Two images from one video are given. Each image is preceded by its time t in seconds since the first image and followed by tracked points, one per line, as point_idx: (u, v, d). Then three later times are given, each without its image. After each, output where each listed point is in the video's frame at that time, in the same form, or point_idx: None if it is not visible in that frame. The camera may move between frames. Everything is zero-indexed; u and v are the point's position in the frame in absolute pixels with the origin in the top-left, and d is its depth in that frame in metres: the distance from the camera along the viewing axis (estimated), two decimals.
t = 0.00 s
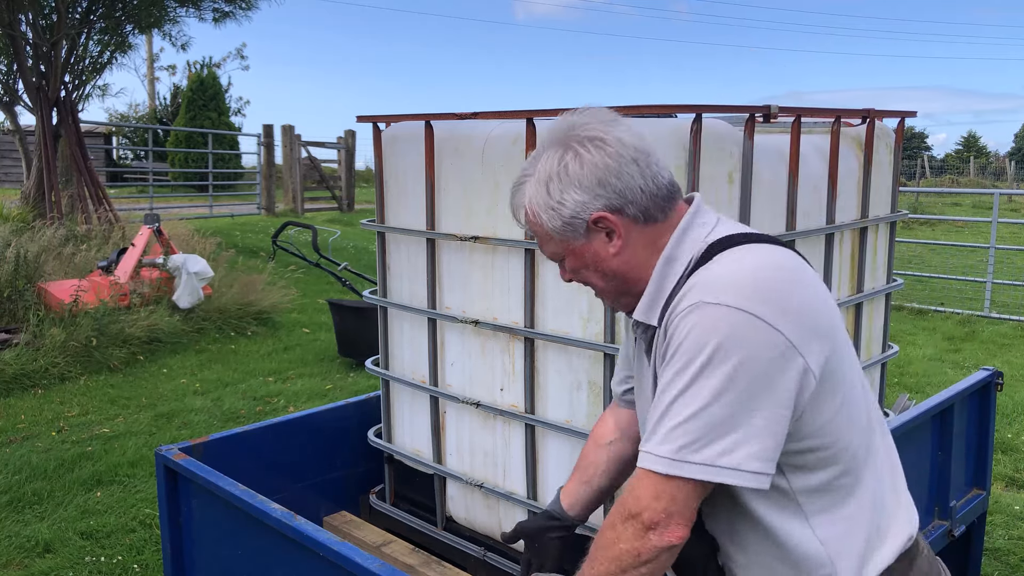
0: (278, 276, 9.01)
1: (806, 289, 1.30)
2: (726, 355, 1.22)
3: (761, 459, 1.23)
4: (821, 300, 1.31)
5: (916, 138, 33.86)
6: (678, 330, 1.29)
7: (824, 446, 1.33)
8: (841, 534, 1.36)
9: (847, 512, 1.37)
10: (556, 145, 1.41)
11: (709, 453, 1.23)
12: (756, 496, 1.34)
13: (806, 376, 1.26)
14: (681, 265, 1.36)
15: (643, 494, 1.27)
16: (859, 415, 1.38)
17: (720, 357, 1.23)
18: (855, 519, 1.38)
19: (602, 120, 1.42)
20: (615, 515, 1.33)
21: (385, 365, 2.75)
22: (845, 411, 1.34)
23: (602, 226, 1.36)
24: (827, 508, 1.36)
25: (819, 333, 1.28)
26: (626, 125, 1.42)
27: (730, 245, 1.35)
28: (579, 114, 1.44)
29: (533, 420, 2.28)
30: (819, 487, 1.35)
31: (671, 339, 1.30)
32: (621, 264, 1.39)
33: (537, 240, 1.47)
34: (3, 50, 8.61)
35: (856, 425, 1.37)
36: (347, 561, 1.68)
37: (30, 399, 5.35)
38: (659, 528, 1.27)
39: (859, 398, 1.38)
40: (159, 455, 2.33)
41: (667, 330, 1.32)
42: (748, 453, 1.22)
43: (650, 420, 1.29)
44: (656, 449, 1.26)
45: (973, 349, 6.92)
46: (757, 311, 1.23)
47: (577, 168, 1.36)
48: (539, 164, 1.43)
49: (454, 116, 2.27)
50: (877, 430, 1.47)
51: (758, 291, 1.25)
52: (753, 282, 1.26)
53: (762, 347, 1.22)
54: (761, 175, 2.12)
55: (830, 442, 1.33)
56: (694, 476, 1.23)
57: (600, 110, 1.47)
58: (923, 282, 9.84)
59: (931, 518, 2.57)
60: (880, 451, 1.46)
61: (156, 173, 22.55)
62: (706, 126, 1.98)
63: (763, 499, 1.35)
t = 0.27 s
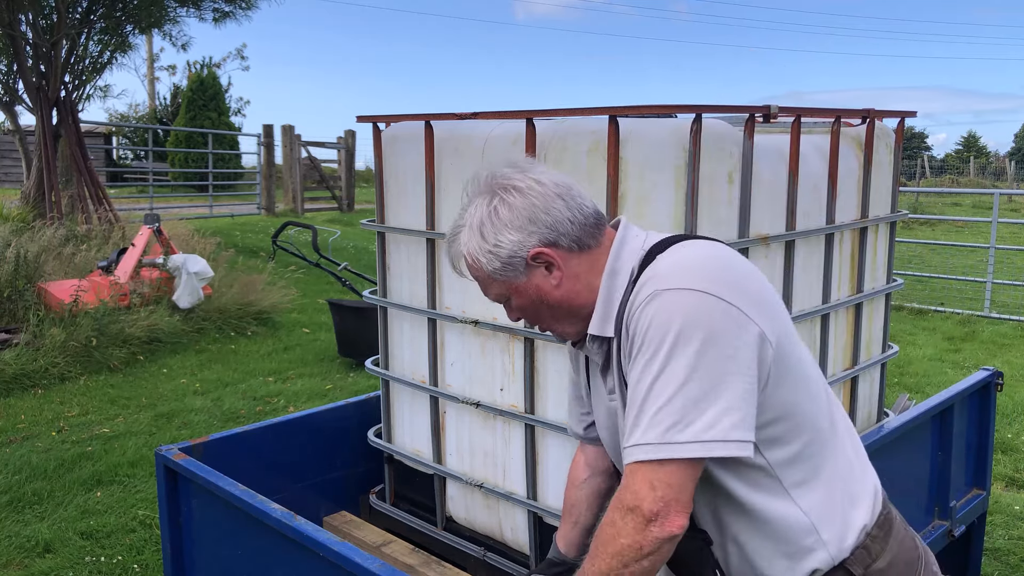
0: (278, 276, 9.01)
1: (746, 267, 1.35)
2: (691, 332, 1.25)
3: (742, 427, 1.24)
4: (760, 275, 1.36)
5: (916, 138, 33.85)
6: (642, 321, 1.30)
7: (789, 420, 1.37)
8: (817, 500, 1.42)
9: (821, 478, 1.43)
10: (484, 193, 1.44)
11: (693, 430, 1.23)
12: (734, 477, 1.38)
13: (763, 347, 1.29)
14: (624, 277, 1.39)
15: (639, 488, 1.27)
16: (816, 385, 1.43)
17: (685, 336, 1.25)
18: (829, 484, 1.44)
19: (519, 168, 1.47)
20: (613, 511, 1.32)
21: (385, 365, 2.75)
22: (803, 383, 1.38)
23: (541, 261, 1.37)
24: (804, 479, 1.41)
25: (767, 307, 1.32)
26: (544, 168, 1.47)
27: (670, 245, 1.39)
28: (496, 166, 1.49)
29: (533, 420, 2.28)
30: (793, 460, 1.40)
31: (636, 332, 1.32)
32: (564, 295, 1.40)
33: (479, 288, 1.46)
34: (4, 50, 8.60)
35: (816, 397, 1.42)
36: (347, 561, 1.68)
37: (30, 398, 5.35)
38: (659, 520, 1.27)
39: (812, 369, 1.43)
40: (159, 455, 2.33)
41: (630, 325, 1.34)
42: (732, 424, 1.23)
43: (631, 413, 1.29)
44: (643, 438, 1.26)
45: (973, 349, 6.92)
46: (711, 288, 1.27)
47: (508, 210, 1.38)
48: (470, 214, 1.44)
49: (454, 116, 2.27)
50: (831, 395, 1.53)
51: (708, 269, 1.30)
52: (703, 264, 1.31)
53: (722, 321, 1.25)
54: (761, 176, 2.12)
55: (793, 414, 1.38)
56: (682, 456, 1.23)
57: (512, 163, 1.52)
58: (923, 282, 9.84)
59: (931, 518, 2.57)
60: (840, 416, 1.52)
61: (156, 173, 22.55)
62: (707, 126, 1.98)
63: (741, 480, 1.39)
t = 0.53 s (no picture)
0: (278, 276, 9.01)
1: (726, 260, 1.37)
2: (676, 324, 1.26)
3: (731, 414, 1.25)
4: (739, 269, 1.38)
5: (916, 138, 33.86)
6: (628, 315, 1.32)
7: (773, 411, 1.38)
8: (804, 489, 1.42)
9: (808, 467, 1.43)
10: (468, 203, 1.46)
11: (683, 418, 1.24)
12: (721, 468, 1.39)
13: (746, 337, 1.31)
14: (608, 276, 1.40)
15: (635, 478, 1.27)
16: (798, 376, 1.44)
17: (671, 328, 1.26)
18: (816, 473, 1.44)
19: (500, 177, 1.49)
20: (609, 503, 1.32)
21: (385, 365, 2.75)
22: (786, 374, 1.40)
23: (527, 266, 1.39)
24: (791, 469, 1.42)
25: (747, 299, 1.34)
26: (524, 176, 1.49)
27: (651, 244, 1.41)
28: (477, 178, 1.51)
29: (533, 420, 2.28)
30: (780, 450, 1.40)
31: (622, 326, 1.33)
32: (551, 299, 1.42)
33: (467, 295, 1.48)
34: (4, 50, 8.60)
35: (799, 388, 1.43)
36: (347, 561, 1.68)
37: (30, 398, 5.35)
38: (656, 508, 1.27)
39: (794, 361, 1.44)
40: (159, 456, 2.33)
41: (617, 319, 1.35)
42: (721, 411, 1.24)
43: (622, 405, 1.30)
44: (636, 428, 1.27)
45: (973, 349, 6.92)
46: (694, 281, 1.29)
47: (492, 218, 1.40)
48: (456, 224, 1.46)
49: (454, 116, 2.27)
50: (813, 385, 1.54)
51: (689, 263, 1.32)
52: (685, 259, 1.33)
53: (707, 313, 1.27)
54: (761, 176, 2.12)
55: (778, 405, 1.38)
56: (674, 443, 1.24)
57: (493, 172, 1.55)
58: (922, 282, 9.84)
59: (931, 518, 2.57)
60: (823, 406, 1.53)
61: (156, 173, 22.55)
62: (707, 126, 1.98)
63: (728, 471, 1.39)
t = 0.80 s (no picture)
0: (278, 276, 9.01)
1: (725, 260, 1.38)
2: (680, 323, 1.26)
3: (734, 411, 1.25)
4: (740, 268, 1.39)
5: (916, 138, 33.81)
6: (631, 313, 1.32)
7: (775, 409, 1.38)
8: (806, 487, 1.42)
9: (809, 464, 1.44)
10: (469, 206, 1.46)
11: (687, 416, 1.24)
12: (722, 464, 1.39)
13: (747, 336, 1.31)
14: (609, 277, 1.40)
15: (639, 475, 1.27)
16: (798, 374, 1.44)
17: (675, 328, 1.27)
18: (818, 470, 1.44)
19: (499, 179, 1.49)
20: (613, 501, 1.32)
21: (385, 365, 2.75)
22: (786, 372, 1.40)
23: (528, 267, 1.39)
24: (793, 466, 1.42)
25: (749, 298, 1.35)
26: (524, 177, 1.49)
27: (651, 245, 1.41)
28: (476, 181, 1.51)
29: (533, 419, 2.28)
30: (782, 448, 1.40)
31: (625, 324, 1.34)
32: (553, 299, 1.42)
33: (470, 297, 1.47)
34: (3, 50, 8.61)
35: (800, 386, 1.43)
36: (347, 561, 1.68)
37: (30, 399, 5.35)
38: (659, 506, 1.27)
39: (794, 359, 1.45)
40: (159, 455, 2.33)
41: (620, 317, 1.36)
42: (725, 408, 1.24)
43: (626, 404, 1.30)
44: (640, 426, 1.27)
45: (973, 349, 6.92)
46: (696, 281, 1.29)
47: (494, 220, 1.40)
48: (456, 227, 1.46)
49: (454, 116, 2.27)
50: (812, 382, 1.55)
51: (690, 262, 1.32)
52: (687, 259, 1.33)
53: (709, 312, 1.27)
54: (761, 176, 2.12)
55: (779, 403, 1.39)
56: (682, 440, 1.24)
57: (492, 175, 1.55)
58: (922, 282, 9.84)
59: (931, 518, 2.57)
60: (823, 403, 1.54)
61: (156, 173, 22.55)
62: (706, 126, 1.98)
63: (730, 467, 1.40)
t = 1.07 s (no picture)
0: (278, 276, 9.01)
1: (722, 259, 1.38)
2: (676, 322, 1.27)
3: (733, 408, 1.25)
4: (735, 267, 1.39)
5: (916, 139, 33.82)
6: (629, 312, 1.32)
7: (774, 408, 1.38)
8: (805, 485, 1.42)
9: (808, 462, 1.44)
10: (467, 206, 1.47)
11: (686, 414, 1.23)
12: (721, 463, 1.39)
13: (744, 335, 1.31)
14: (606, 278, 1.41)
15: (638, 473, 1.27)
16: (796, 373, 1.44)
17: (672, 327, 1.27)
18: (817, 468, 1.44)
19: (498, 180, 1.49)
20: (612, 499, 1.32)
21: (385, 365, 2.75)
22: (784, 371, 1.40)
23: (526, 268, 1.39)
24: (792, 465, 1.42)
25: (745, 297, 1.35)
26: (523, 178, 1.49)
27: (648, 244, 1.41)
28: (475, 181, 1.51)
29: (533, 420, 2.28)
30: (781, 446, 1.40)
31: (623, 323, 1.33)
32: (551, 300, 1.42)
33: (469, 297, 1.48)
34: (3, 50, 8.60)
35: (798, 384, 1.43)
36: (346, 561, 1.68)
37: (30, 398, 5.35)
38: (658, 504, 1.27)
39: (792, 358, 1.45)
40: (159, 456, 2.33)
41: (617, 317, 1.36)
42: (723, 406, 1.24)
43: (625, 403, 1.30)
44: (639, 424, 1.27)
45: (973, 349, 6.91)
46: (693, 281, 1.29)
47: (491, 220, 1.41)
48: (455, 226, 1.46)
49: (454, 116, 2.27)
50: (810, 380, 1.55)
51: (686, 262, 1.32)
52: (684, 258, 1.33)
53: (706, 312, 1.27)
54: (761, 176, 2.12)
55: (777, 401, 1.38)
56: (681, 437, 1.24)
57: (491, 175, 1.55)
58: (922, 282, 9.84)
59: (931, 518, 2.57)
60: (822, 401, 1.53)
61: (156, 173, 22.54)
62: (706, 126, 1.98)
63: (729, 466, 1.39)
